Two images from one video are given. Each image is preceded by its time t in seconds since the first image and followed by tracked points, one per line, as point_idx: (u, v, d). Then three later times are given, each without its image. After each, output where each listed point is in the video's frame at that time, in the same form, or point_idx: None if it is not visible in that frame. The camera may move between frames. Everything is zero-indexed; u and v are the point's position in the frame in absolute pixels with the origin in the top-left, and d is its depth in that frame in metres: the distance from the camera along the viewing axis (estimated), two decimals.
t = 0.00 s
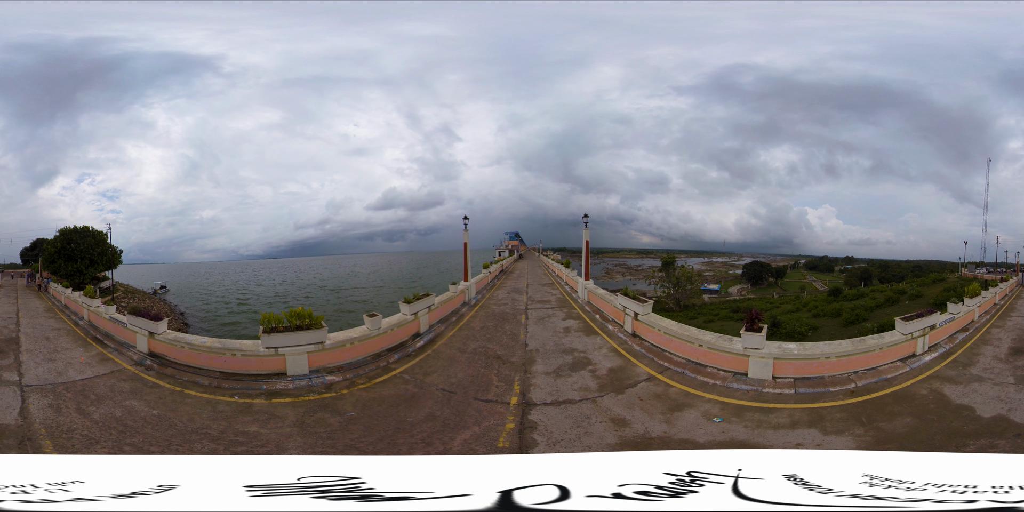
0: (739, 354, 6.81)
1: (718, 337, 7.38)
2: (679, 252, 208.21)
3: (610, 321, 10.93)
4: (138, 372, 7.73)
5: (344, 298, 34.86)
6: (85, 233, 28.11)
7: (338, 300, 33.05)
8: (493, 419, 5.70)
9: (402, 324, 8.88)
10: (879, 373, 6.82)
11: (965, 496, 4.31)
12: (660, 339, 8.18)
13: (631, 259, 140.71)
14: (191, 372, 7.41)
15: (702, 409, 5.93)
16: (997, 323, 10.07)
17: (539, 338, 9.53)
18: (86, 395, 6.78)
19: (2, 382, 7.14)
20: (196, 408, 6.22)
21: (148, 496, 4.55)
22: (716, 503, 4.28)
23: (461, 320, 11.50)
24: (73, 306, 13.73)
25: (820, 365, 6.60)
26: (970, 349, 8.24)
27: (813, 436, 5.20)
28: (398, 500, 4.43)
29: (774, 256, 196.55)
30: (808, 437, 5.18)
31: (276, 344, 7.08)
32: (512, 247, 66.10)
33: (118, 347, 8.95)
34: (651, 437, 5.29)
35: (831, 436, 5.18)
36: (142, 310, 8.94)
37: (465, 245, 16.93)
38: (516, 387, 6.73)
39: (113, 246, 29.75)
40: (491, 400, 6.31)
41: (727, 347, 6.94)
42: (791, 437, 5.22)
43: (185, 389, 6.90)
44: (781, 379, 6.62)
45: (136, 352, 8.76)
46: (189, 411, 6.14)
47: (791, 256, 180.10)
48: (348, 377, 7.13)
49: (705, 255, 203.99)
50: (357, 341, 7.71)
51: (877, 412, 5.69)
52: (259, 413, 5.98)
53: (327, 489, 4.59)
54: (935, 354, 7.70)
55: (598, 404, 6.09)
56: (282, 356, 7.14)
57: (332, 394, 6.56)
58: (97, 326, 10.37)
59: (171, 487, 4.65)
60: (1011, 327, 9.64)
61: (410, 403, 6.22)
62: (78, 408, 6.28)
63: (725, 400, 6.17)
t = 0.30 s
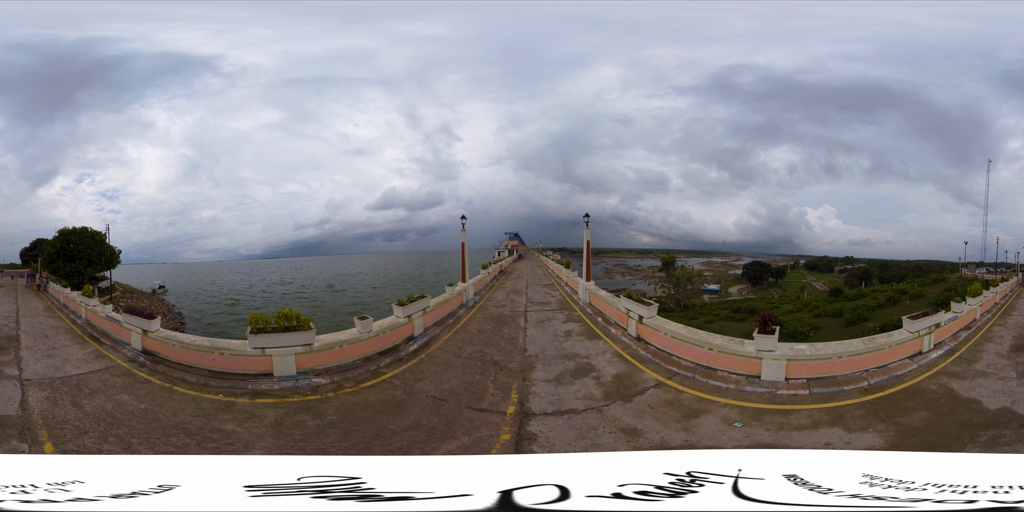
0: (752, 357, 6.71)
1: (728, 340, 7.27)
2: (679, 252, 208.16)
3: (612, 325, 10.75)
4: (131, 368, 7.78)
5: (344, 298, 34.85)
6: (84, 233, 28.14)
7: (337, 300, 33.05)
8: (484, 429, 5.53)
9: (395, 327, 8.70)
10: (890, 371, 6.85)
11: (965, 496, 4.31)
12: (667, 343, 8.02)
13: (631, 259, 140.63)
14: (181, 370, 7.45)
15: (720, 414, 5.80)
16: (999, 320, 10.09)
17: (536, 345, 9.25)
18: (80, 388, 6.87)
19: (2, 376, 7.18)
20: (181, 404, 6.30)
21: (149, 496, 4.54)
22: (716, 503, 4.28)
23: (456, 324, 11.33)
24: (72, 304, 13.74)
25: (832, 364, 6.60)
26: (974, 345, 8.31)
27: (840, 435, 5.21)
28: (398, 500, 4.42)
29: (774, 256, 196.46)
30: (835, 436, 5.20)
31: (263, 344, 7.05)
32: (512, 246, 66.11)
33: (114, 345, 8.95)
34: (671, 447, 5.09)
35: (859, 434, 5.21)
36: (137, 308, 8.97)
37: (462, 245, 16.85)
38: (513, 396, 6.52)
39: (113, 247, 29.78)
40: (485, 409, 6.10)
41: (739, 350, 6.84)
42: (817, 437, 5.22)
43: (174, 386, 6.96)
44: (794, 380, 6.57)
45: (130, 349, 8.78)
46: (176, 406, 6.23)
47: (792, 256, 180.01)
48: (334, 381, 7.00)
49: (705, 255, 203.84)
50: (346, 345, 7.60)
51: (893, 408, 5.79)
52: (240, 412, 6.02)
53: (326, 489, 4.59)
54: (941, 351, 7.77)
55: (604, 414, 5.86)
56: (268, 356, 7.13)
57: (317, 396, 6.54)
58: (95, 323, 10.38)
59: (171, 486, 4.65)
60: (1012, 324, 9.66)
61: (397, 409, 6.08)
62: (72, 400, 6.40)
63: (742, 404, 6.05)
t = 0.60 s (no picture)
0: (766, 358, 6.64)
1: (739, 341, 7.15)
2: (679, 252, 208.03)
3: (616, 328, 10.57)
4: (123, 363, 7.82)
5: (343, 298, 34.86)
6: (83, 234, 28.15)
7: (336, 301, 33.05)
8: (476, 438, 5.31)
9: (389, 330, 8.55)
10: (900, 368, 6.90)
11: (965, 496, 4.31)
12: (675, 347, 7.82)
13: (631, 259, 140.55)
14: (171, 367, 7.48)
15: (740, 417, 5.69)
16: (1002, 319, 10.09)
17: (535, 350, 9.00)
18: (75, 383, 6.91)
19: (1, 371, 7.19)
20: (167, 399, 6.39)
21: (149, 496, 4.54)
22: (716, 503, 4.27)
23: (453, 327, 11.18)
24: (70, 304, 13.74)
25: (844, 363, 6.62)
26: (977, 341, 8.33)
27: (864, 431, 5.24)
28: (398, 500, 4.42)
29: (774, 256, 196.35)
30: (861, 432, 5.22)
31: (249, 343, 7.08)
32: (512, 246, 66.14)
33: (110, 342, 8.97)
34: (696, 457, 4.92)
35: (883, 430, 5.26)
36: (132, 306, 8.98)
37: (461, 245, 16.77)
38: (511, 401, 6.31)
39: (112, 247, 29.80)
40: (479, 418, 5.83)
41: (752, 351, 6.73)
42: (843, 434, 5.22)
43: (163, 382, 7.00)
44: (807, 379, 6.56)
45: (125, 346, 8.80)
46: (163, 401, 6.32)
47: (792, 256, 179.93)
48: (320, 384, 6.89)
49: (705, 255, 203.47)
50: (337, 347, 7.47)
51: (907, 403, 5.89)
52: (220, 409, 6.07)
53: (326, 489, 4.59)
54: (947, 347, 7.83)
55: (613, 423, 5.58)
56: (255, 356, 7.13)
57: (301, 397, 6.47)
58: (92, 320, 10.39)
59: (171, 487, 4.64)
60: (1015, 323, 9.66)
61: (382, 416, 5.90)
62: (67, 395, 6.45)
63: (760, 406, 5.98)
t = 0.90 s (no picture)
0: (778, 359, 6.60)
1: (750, 344, 7.07)
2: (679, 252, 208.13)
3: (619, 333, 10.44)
4: (117, 360, 7.84)
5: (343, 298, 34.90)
6: (81, 234, 28.18)
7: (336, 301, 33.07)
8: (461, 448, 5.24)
9: (380, 333, 8.46)
10: (908, 366, 6.92)
11: (965, 496, 4.30)
12: (682, 350, 7.69)
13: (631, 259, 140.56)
14: (163, 364, 7.50)
15: (759, 420, 5.67)
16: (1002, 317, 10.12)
17: (535, 356, 8.89)
18: (72, 378, 6.94)
19: (1, 366, 7.21)
20: (157, 394, 6.49)
21: (149, 496, 4.54)
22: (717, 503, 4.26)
23: (450, 331, 11.09)
24: (68, 304, 13.75)
25: (855, 362, 6.62)
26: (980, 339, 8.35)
27: (882, 427, 5.34)
28: (398, 500, 4.42)
29: (774, 256, 196.45)
30: (881, 429, 5.31)
31: (238, 344, 7.11)
32: (512, 247, 66.17)
33: (106, 340, 8.98)
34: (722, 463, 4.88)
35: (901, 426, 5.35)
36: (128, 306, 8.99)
37: (458, 245, 16.72)
38: (507, 410, 6.22)
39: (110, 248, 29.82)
40: (471, 428, 5.73)
41: (765, 354, 6.68)
42: (866, 430, 5.29)
43: (154, 380, 7.02)
44: (819, 378, 6.56)
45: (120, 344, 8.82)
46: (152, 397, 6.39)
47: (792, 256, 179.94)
48: (307, 387, 6.85)
49: (706, 255, 203.47)
50: (327, 348, 7.41)
51: (917, 398, 5.99)
52: (205, 406, 6.15)
53: (326, 489, 4.59)
54: (951, 344, 7.87)
55: (623, 433, 5.48)
56: (243, 356, 7.15)
57: (286, 399, 6.46)
58: (90, 318, 10.41)
59: (172, 487, 4.64)
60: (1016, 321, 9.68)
61: (366, 421, 5.86)
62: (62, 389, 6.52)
63: (775, 408, 5.97)
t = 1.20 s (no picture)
0: (791, 359, 6.59)
1: (761, 345, 7.04)
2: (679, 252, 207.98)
3: (622, 336, 10.37)
4: (112, 357, 7.85)
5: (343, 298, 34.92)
6: (80, 234, 28.19)
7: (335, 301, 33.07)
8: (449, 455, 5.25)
9: (372, 336, 8.42)
10: (916, 362, 6.94)
11: (965, 497, 4.29)
12: (690, 354, 7.64)
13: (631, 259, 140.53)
14: (156, 361, 7.51)
15: (779, 421, 5.67)
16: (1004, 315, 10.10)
17: (535, 361, 8.86)
18: (68, 372, 6.97)
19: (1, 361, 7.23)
20: (148, 389, 6.54)
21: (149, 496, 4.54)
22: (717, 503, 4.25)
23: (446, 334, 11.03)
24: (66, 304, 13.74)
25: (865, 359, 6.63)
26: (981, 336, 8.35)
27: (899, 421, 5.41)
28: (398, 500, 4.41)
29: (774, 256, 196.38)
30: (899, 424, 5.37)
31: (227, 344, 7.13)
32: (512, 247, 66.18)
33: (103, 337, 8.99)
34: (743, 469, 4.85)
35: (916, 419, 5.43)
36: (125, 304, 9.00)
37: (456, 245, 16.70)
38: (503, 420, 6.18)
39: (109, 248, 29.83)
40: (461, 437, 5.68)
41: (777, 354, 6.67)
42: (886, 425, 5.34)
43: (146, 377, 7.05)
44: (830, 377, 6.57)
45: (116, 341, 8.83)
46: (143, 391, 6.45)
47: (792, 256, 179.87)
48: (295, 388, 6.85)
49: (706, 255, 203.41)
50: (316, 349, 7.39)
51: (927, 392, 6.06)
52: (192, 402, 6.19)
53: (326, 489, 4.59)
54: (955, 341, 7.90)
55: (635, 443, 5.42)
56: (232, 355, 7.15)
57: (270, 399, 6.46)
58: (87, 316, 10.41)
59: (172, 487, 4.64)
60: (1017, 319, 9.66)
61: (349, 425, 5.84)
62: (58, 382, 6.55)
63: (792, 408, 5.96)
